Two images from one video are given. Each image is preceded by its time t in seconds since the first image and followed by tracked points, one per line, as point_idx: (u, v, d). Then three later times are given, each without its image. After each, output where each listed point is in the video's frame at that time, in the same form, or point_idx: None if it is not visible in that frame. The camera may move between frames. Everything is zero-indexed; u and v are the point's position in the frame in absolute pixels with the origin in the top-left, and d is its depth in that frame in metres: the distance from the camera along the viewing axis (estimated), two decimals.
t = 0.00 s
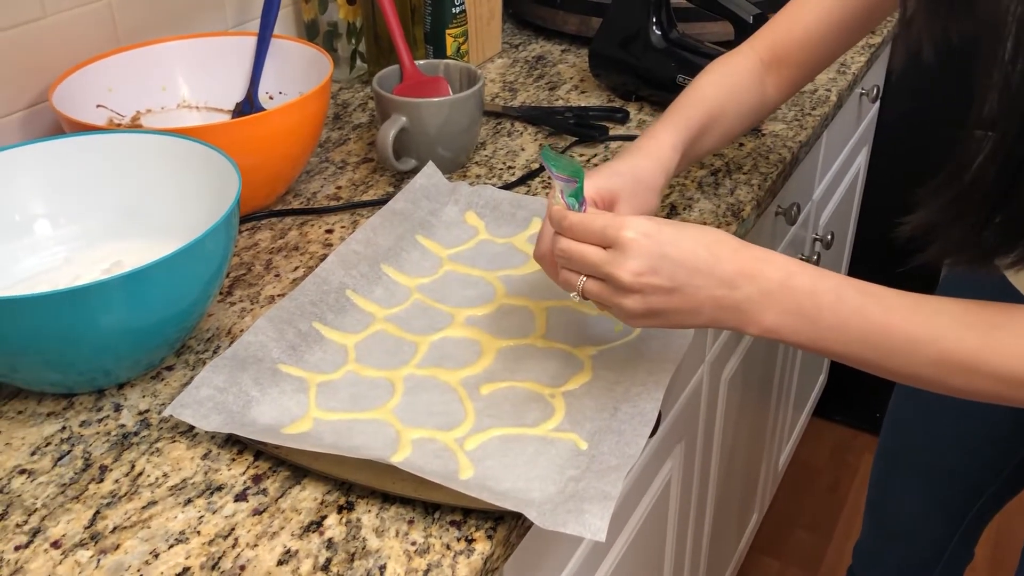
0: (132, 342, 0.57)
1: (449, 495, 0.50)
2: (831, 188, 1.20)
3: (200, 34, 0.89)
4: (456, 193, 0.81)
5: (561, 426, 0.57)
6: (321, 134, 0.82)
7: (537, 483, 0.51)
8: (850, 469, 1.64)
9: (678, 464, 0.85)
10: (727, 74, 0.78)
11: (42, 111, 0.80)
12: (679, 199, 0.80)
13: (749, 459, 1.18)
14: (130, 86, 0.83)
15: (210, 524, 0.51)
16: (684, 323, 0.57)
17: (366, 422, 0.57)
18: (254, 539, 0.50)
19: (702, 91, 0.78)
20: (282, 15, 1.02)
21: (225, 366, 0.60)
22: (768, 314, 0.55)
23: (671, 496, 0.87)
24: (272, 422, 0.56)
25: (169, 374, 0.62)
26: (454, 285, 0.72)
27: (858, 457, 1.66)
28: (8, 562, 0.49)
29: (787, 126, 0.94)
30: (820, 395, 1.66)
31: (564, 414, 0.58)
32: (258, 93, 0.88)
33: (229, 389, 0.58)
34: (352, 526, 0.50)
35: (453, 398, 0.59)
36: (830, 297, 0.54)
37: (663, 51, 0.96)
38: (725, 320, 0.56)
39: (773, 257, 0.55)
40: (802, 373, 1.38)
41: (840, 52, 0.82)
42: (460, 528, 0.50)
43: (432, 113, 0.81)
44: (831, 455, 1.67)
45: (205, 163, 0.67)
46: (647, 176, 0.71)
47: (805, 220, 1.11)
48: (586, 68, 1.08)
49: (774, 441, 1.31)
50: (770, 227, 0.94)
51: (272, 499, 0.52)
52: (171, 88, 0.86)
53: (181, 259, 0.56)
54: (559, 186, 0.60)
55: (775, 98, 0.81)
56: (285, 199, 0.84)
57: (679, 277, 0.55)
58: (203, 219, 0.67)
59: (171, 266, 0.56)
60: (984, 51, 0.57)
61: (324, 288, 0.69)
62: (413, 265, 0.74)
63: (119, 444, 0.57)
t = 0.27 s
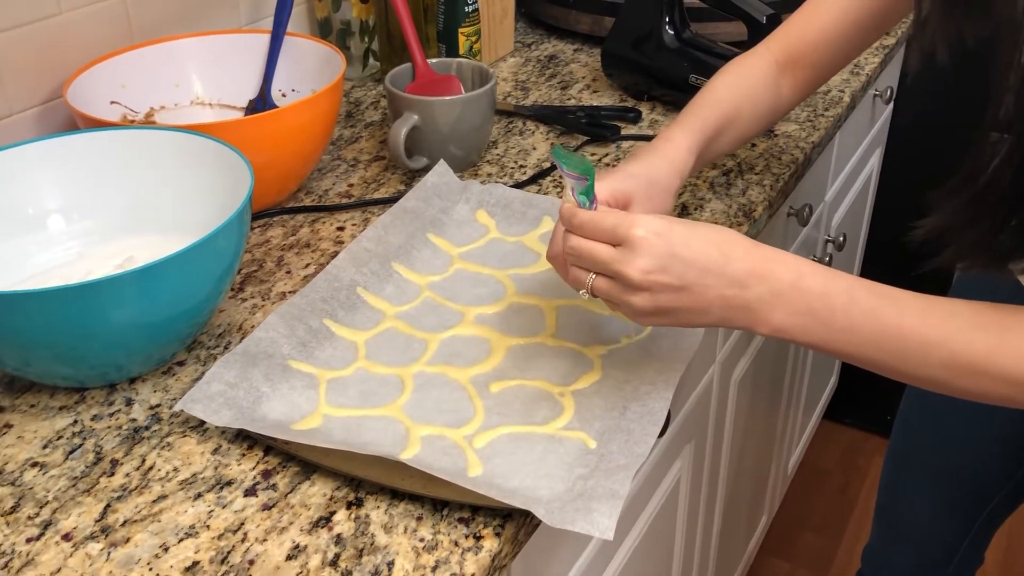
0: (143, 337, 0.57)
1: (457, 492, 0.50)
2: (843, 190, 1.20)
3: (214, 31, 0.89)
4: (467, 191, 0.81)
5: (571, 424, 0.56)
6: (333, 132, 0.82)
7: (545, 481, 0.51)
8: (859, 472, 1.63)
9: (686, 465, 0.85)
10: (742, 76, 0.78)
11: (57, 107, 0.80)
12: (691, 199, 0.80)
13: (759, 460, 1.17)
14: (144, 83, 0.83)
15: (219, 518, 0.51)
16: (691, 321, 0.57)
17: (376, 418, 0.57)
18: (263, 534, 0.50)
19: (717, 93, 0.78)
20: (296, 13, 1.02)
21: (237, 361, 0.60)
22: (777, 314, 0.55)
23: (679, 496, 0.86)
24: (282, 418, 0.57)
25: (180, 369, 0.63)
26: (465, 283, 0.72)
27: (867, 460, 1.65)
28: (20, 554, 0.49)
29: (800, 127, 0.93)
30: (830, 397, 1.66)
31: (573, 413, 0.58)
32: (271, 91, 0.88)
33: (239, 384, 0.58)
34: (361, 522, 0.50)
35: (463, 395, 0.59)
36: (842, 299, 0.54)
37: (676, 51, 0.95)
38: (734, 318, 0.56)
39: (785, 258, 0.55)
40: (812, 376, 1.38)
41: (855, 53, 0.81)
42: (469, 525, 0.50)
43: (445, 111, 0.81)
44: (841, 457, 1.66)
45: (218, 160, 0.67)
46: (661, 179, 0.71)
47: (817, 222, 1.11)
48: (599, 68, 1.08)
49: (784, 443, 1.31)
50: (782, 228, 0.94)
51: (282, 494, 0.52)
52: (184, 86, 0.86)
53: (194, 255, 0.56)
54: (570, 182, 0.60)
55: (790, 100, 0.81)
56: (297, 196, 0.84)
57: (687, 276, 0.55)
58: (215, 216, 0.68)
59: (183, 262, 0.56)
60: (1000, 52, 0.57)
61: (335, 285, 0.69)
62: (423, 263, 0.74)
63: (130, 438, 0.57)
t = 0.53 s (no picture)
0: (151, 329, 0.58)
1: (462, 484, 0.50)
2: (852, 189, 1.19)
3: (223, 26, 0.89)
4: (474, 187, 0.81)
5: (576, 419, 0.56)
6: (341, 127, 0.83)
7: (551, 474, 0.51)
8: (867, 473, 1.62)
9: (693, 462, 0.85)
10: (748, 78, 0.78)
11: (68, 100, 0.81)
12: (699, 195, 0.80)
13: (766, 459, 1.17)
14: (154, 77, 0.83)
15: (226, 508, 0.51)
16: (686, 314, 0.57)
17: (383, 411, 0.57)
18: (269, 525, 0.50)
19: (722, 94, 0.78)
20: (306, 8, 1.03)
21: (244, 354, 0.60)
22: (777, 308, 0.54)
23: (685, 493, 0.86)
24: (288, 410, 0.57)
25: (188, 360, 0.63)
26: (472, 278, 0.72)
27: (875, 462, 1.64)
28: (28, 542, 0.49)
29: (809, 125, 0.93)
30: (838, 398, 1.65)
31: (578, 407, 0.58)
32: (280, 86, 0.88)
33: (246, 375, 0.58)
34: (366, 513, 0.50)
35: (469, 389, 0.59)
36: (838, 292, 0.54)
37: (685, 48, 0.95)
38: (729, 309, 0.56)
39: (782, 251, 0.55)
40: (820, 375, 1.37)
41: (863, 52, 0.81)
42: (473, 517, 0.50)
43: (453, 107, 0.81)
44: (849, 457, 1.66)
45: (226, 152, 0.67)
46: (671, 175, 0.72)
47: (826, 221, 1.10)
48: (608, 65, 1.08)
49: (791, 443, 1.30)
50: (790, 226, 0.93)
51: (288, 485, 0.53)
52: (194, 79, 0.87)
53: (201, 247, 0.57)
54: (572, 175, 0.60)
55: (797, 100, 0.81)
56: (305, 190, 0.84)
57: (684, 269, 0.55)
58: (223, 209, 0.68)
59: (191, 253, 0.56)
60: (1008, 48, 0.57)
61: (342, 279, 0.69)
62: (431, 258, 0.74)
63: (138, 429, 0.57)
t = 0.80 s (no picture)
0: (161, 323, 0.58)
1: (470, 478, 0.51)
2: (860, 189, 1.19)
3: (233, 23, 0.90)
4: (482, 184, 0.82)
5: (584, 414, 0.57)
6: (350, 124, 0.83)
7: (558, 469, 0.51)
8: (872, 473, 1.62)
9: (699, 460, 0.85)
10: (758, 77, 0.78)
11: (78, 96, 0.81)
12: (707, 193, 0.80)
13: (772, 458, 1.17)
14: (164, 73, 0.84)
15: (235, 501, 0.51)
16: (697, 313, 0.57)
17: (391, 405, 0.57)
18: (278, 518, 0.50)
19: (733, 94, 0.78)
20: (314, 5, 1.03)
21: (253, 348, 0.60)
22: (786, 306, 0.55)
23: (691, 491, 0.86)
24: (297, 404, 0.57)
25: (198, 355, 0.63)
26: (480, 274, 0.72)
27: (881, 462, 1.64)
28: (39, 533, 0.50)
29: (817, 124, 0.93)
30: (844, 398, 1.65)
31: (586, 402, 0.58)
32: (289, 83, 0.89)
33: (255, 370, 0.59)
34: (375, 507, 0.51)
35: (476, 384, 0.59)
36: (846, 291, 0.54)
37: (693, 46, 0.95)
38: (740, 309, 0.56)
39: (790, 250, 0.55)
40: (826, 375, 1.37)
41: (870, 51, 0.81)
42: (481, 511, 0.50)
43: (462, 103, 0.81)
44: (855, 457, 1.66)
45: (236, 148, 0.68)
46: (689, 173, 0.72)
47: (833, 220, 1.10)
48: (615, 63, 1.08)
49: (797, 442, 1.30)
50: (798, 225, 0.93)
51: (297, 479, 0.53)
52: (204, 76, 0.87)
53: (211, 242, 0.57)
54: (582, 175, 0.60)
55: (808, 99, 0.81)
56: (314, 186, 0.85)
57: (695, 268, 0.55)
58: (233, 204, 0.68)
59: (201, 248, 0.56)
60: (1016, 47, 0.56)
61: (351, 274, 0.69)
62: (439, 254, 0.74)
63: (147, 422, 0.57)
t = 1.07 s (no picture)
0: (170, 320, 0.58)
1: (479, 476, 0.51)
2: (865, 189, 1.19)
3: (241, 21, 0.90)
4: (489, 183, 0.82)
5: (592, 412, 0.57)
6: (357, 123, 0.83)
7: (567, 467, 0.51)
8: (876, 473, 1.62)
9: (705, 459, 0.85)
10: (769, 74, 0.78)
11: (87, 95, 0.82)
12: (713, 193, 0.80)
13: (776, 458, 1.17)
14: (172, 71, 0.84)
15: (245, 498, 0.52)
16: (714, 309, 0.57)
17: (399, 403, 0.57)
18: (287, 514, 0.50)
19: (743, 92, 0.78)
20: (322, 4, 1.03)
21: (262, 346, 0.61)
22: (802, 304, 0.55)
23: (697, 490, 0.86)
24: (307, 401, 0.57)
25: (206, 352, 0.64)
26: (487, 273, 0.72)
27: (885, 461, 1.64)
28: (50, 529, 0.50)
29: (824, 124, 0.93)
30: (848, 398, 1.65)
31: (594, 401, 0.58)
32: (296, 81, 0.89)
33: (265, 367, 0.59)
34: (384, 504, 0.51)
35: (484, 382, 0.60)
36: (861, 290, 0.54)
37: (699, 45, 0.95)
38: (757, 306, 0.56)
39: (804, 248, 0.56)
40: (831, 375, 1.37)
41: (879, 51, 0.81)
42: (490, 509, 0.50)
43: (469, 102, 0.81)
44: (859, 457, 1.65)
45: (245, 147, 0.68)
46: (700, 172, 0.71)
47: (839, 220, 1.10)
48: (622, 63, 1.08)
49: (802, 442, 1.30)
50: (804, 224, 0.94)
51: (306, 476, 0.53)
52: (212, 74, 0.87)
53: (221, 239, 0.57)
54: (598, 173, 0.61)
55: (818, 97, 0.81)
56: (321, 185, 0.85)
57: (711, 264, 0.55)
58: (242, 202, 0.68)
59: (211, 245, 0.57)
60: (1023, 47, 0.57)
61: (359, 273, 0.69)
62: (447, 253, 0.74)
63: (157, 419, 0.58)
